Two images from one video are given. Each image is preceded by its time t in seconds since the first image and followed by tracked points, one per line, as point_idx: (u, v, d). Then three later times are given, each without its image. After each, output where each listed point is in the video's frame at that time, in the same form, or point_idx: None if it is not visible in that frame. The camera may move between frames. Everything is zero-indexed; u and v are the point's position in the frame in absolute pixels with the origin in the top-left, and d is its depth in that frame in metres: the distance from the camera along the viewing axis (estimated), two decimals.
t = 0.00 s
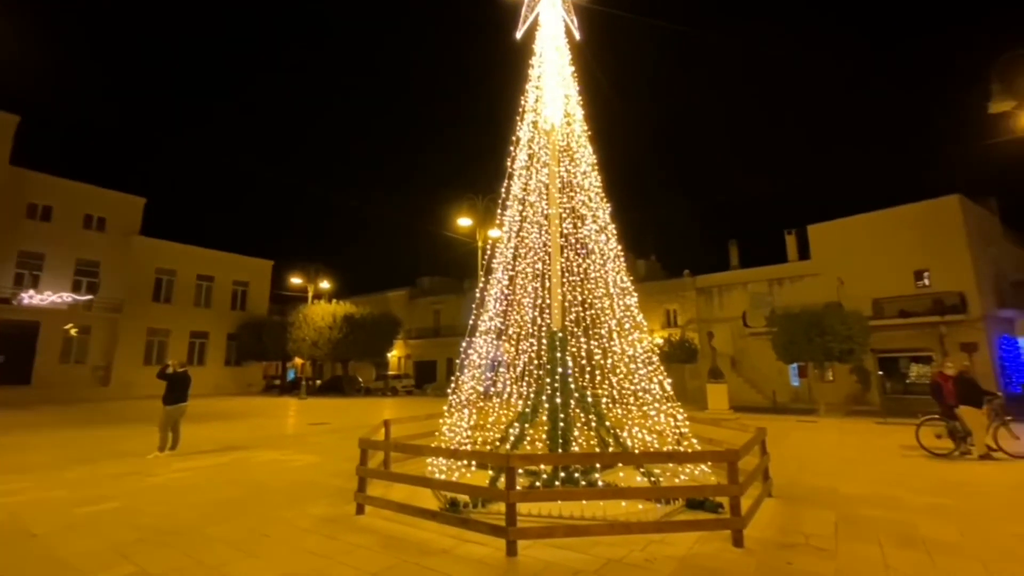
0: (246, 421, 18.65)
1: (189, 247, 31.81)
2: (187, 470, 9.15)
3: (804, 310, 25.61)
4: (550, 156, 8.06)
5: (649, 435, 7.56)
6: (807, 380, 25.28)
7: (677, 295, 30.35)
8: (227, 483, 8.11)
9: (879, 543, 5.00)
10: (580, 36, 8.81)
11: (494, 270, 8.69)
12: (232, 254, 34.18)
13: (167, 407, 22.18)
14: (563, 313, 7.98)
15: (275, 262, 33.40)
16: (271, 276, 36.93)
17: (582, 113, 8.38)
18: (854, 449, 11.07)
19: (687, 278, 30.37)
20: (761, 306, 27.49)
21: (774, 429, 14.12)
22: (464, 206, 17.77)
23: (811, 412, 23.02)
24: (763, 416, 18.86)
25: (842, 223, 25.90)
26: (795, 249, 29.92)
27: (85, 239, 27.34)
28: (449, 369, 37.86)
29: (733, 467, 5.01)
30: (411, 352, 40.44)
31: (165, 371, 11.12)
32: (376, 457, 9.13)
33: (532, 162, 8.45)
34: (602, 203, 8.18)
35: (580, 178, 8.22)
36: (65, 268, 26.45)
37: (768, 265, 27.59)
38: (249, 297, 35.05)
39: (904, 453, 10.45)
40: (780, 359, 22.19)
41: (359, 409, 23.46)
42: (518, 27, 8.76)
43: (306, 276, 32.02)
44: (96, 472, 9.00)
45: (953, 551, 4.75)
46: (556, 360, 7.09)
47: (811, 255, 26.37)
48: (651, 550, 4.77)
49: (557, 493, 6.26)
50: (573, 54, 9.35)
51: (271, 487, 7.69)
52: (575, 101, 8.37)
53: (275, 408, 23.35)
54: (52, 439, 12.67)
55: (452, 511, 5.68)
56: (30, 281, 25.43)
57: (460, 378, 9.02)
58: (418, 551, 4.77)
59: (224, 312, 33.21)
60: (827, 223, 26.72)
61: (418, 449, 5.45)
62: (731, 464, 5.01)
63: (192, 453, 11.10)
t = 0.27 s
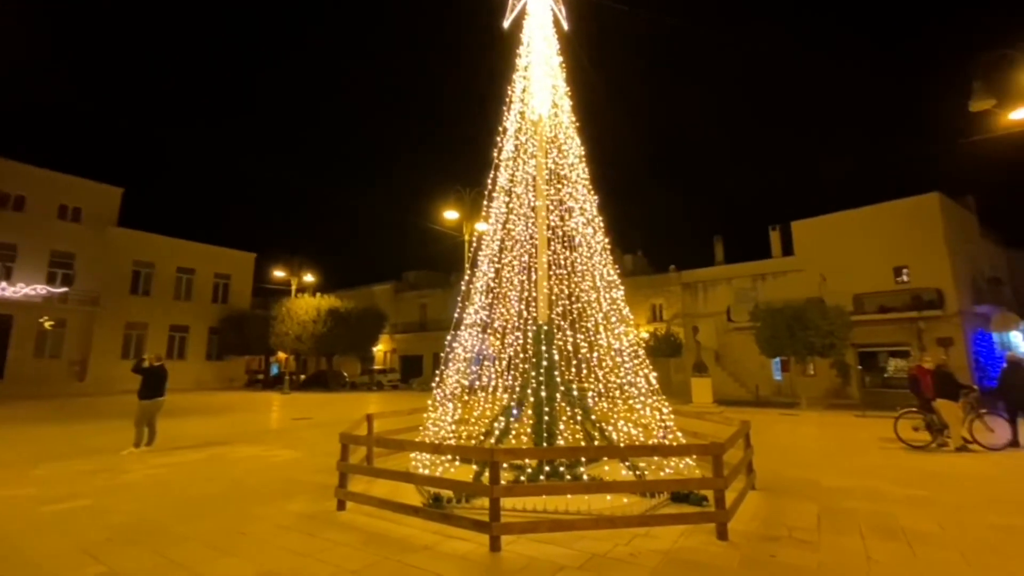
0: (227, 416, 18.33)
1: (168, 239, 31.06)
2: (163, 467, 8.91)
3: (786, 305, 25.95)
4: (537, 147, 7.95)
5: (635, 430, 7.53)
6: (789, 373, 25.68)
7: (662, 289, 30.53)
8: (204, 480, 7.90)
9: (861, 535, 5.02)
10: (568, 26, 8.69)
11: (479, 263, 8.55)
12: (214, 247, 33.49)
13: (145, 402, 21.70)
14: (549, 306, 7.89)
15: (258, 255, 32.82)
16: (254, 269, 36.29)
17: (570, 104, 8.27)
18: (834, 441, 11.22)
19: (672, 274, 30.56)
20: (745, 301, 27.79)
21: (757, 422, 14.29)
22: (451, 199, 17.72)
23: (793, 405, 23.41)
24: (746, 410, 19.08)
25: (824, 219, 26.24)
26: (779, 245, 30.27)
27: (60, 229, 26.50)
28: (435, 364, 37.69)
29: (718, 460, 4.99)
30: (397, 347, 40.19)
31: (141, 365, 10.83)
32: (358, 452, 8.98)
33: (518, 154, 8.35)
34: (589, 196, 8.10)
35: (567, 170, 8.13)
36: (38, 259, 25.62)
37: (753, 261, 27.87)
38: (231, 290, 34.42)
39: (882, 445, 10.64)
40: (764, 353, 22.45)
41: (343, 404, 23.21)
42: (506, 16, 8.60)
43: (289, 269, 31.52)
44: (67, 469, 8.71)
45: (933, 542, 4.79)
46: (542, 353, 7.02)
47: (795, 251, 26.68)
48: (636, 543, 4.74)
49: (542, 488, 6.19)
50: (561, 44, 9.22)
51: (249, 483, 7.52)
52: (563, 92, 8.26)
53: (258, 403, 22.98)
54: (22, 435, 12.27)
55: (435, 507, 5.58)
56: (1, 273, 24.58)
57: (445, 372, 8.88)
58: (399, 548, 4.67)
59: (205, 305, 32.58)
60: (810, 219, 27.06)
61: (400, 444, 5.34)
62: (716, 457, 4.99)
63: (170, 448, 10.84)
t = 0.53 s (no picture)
0: (205, 408, 17.90)
1: (143, 227, 30.11)
2: (135, 461, 8.60)
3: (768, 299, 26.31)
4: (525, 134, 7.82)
5: (622, 422, 7.50)
6: (769, 365, 26.12)
7: (647, 282, 30.69)
8: (179, 474, 7.64)
9: (845, 525, 5.06)
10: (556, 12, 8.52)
11: (466, 252, 8.40)
12: (191, 236, 32.62)
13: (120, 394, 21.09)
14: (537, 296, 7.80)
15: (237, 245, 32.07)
16: (233, 259, 35.48)
17: (558, 91, 8.13)
18: (814, 432, 11.39)
19: (657, 266, 30.73)
20: (727, 294, 28.09)
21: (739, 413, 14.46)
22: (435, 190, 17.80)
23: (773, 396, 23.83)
24: (728, 401, 19.32)
25: (806, 214, 26.59)
26: (761, 239, 30.64)
27: (28, 216, 25.45)
28: (419, 356, 37.44)
29: (706, 452, 4.97)
30: (380, 339, 39.82)
31: (112, 356, 10.46)
32: (340, 445, 8.79)
33: (506, 141, 8.20)
34: (578, 185, 8.00)
35: (555, 159, 8.01)
36: (5, 247, 24.59)
37: (735, 254, 28.14)
38: (209, 281, 33.61)
39: (861, 435, 10.83)
40: (746, 345, 22.72)
41: (325, 396, 22.92)
42: None
43: (270, 259, 30.90)
44: (33, 464, 8.34)
45: (915, 531, 4.85)
46: (529, 345, 6.96)
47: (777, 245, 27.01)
48: (624, 536, 4.68)
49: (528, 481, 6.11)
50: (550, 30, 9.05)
51: (226, 477, 7.30)
52: (552, 78, 8.11)
53: (237, 396, 22.54)
54: None
55: (419, 500, 5.46)
56: None
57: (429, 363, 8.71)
58: (382, 543, 4.54)
59: (182, 296, 31.77)
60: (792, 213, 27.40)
61: (383, 437, 5.20)
62: (704, 448, 4.97)
63: (144, 442, 10.51)
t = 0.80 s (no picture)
0: (177, 402, 17.34)
1: (110, 214, 28.90)
2: (103, 457, 8.20)
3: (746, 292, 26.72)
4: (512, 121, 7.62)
5: (609, 414, 7.44)
6: (746, 357, 26.61)
7: (628, 275, 30.86)
8: (150, 471, 7.31)
9: (831, 515, 5.09)
10: None
11: (451, 242, 8.18)
12: (161, 223, 31.47)
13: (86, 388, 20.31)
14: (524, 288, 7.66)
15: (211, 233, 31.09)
16: (206, 248, 34.41)
17: (546, 77, 7.94)
18: (793, 422, 11.59)
19: (638, 259, 30.91)
20: (707, 287, 28.43)
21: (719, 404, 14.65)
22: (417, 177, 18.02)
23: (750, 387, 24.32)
24: (707, 392, 19.59)
25: (784, 209, 27.02)
26: (740, 234, 31.08)
27: None
28: (399, 348, 37.07)
29: (696, 444, 4.92)
30: (360, 331, 39.28)
31: (77, 348, 9.97)
32: (320, 439, 8.55)
33: (493, 127, 8.00)
34: (566, 175, 7.85)
35: (543, 147, 7.84)
36: None
37: (715, 248, 28.46)
38: (181, 271, 32.55)
39: (838, 426, 11.06)
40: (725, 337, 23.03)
41: (303, 388, 22.49)
42: None
43: (245, 248, 30.07)
44: None
45: (899, 521, 4.90)
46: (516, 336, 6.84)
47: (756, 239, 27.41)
48: (614, 530, 4.61)
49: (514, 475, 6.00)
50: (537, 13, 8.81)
51: (200, 474, 7.00)
52: (540, 64, 7.90)
53: (211, 389, 21.94)
54: None
55: (404, 496, 5.30)
56: None
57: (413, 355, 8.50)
58: (366, 542, 4.37)
59: (152, 286, 30.70)
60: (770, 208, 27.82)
61: (366, 432, 5.01)
62: (694, 441, 4.92)
63: (111, 437, 10.06)
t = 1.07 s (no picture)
0: (144, 396, 16.68)
1: (69, 201, 27.46)
2: (63, 456, 7.75)
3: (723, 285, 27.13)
4: (499, 108, 7.42)
5: (596, 408, 7.33)
6: (722, 349, 27.09)
7: (608, 268, 30.99)
8: (114, 470, 6.92)
9: (818, 507, 5.10)
10: None
11: (434, 231, 7.94)
12: (126, 211, 30.14)
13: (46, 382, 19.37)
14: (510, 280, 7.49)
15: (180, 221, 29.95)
16: (175, 237, 33.16)
17: (534, 63, 7.73)
18: (771, 413, 11.77)
19: (618, 252, 31.05)
20: (685, 280, 28.76)
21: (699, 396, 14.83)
22: (396, 166, 17.81)
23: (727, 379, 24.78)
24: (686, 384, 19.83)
25: (761, 204, 27.44)
26: (718, 228, 31.51)
27: None
28: (377, 340, 36.55)
29: (687, 438, 4.85)
30: (336, 323, 38.55)
31: (34, 341, 9.43)
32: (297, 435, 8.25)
33: (479, 114, 7.78)
34: (553, 164, 7.69)
35: (530, 134, 7.64)
36: None
37: (693, 242, 28.77)
38: (148, 260, 31.30)
39: (815, 417, 11.26)
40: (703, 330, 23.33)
41: (277, 382, 21.92)
42: None
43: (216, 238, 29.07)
44: None
45: (883, 510, 4.94)
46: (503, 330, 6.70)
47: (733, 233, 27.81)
48: (604, 526, 4.52)
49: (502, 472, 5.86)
50: None
51: (170, 472, 6.66)
52: (527, 49, 7.70)
53: (181, 383, 21.21)
54: None
55: (387, 494, 5.11)
56: None
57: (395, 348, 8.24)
58: (349, 543, 4.17)
59: (117, 276, 29.44)
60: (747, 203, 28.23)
61: (348, 428, 4.79)
62: (685, 435, 4.85)
63: (74, 434, 9.57)
